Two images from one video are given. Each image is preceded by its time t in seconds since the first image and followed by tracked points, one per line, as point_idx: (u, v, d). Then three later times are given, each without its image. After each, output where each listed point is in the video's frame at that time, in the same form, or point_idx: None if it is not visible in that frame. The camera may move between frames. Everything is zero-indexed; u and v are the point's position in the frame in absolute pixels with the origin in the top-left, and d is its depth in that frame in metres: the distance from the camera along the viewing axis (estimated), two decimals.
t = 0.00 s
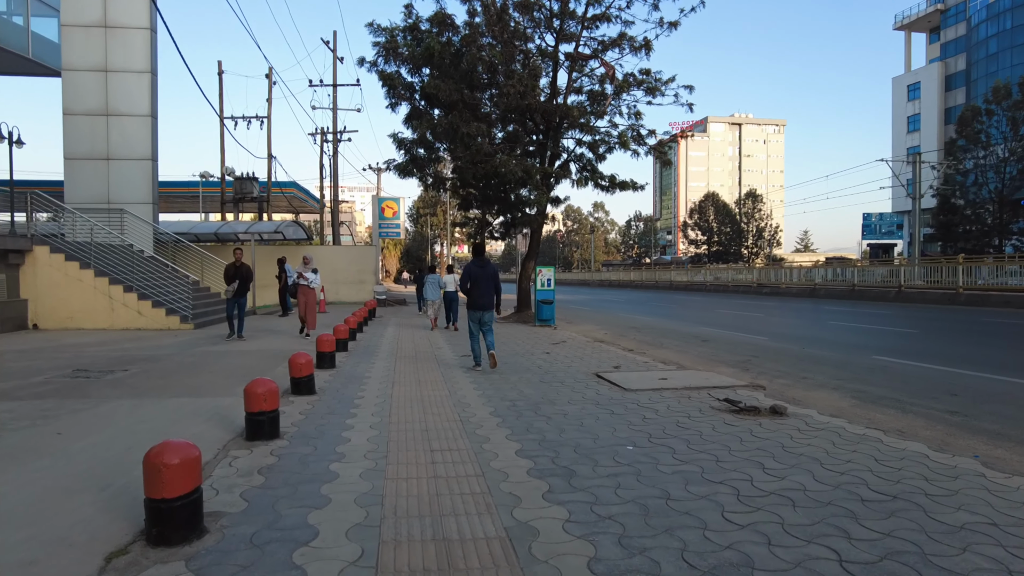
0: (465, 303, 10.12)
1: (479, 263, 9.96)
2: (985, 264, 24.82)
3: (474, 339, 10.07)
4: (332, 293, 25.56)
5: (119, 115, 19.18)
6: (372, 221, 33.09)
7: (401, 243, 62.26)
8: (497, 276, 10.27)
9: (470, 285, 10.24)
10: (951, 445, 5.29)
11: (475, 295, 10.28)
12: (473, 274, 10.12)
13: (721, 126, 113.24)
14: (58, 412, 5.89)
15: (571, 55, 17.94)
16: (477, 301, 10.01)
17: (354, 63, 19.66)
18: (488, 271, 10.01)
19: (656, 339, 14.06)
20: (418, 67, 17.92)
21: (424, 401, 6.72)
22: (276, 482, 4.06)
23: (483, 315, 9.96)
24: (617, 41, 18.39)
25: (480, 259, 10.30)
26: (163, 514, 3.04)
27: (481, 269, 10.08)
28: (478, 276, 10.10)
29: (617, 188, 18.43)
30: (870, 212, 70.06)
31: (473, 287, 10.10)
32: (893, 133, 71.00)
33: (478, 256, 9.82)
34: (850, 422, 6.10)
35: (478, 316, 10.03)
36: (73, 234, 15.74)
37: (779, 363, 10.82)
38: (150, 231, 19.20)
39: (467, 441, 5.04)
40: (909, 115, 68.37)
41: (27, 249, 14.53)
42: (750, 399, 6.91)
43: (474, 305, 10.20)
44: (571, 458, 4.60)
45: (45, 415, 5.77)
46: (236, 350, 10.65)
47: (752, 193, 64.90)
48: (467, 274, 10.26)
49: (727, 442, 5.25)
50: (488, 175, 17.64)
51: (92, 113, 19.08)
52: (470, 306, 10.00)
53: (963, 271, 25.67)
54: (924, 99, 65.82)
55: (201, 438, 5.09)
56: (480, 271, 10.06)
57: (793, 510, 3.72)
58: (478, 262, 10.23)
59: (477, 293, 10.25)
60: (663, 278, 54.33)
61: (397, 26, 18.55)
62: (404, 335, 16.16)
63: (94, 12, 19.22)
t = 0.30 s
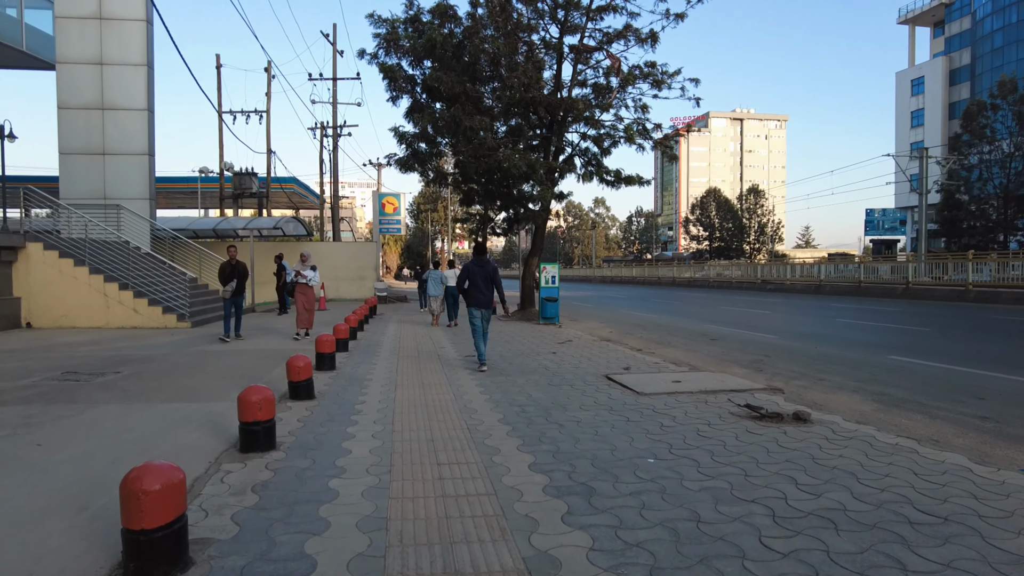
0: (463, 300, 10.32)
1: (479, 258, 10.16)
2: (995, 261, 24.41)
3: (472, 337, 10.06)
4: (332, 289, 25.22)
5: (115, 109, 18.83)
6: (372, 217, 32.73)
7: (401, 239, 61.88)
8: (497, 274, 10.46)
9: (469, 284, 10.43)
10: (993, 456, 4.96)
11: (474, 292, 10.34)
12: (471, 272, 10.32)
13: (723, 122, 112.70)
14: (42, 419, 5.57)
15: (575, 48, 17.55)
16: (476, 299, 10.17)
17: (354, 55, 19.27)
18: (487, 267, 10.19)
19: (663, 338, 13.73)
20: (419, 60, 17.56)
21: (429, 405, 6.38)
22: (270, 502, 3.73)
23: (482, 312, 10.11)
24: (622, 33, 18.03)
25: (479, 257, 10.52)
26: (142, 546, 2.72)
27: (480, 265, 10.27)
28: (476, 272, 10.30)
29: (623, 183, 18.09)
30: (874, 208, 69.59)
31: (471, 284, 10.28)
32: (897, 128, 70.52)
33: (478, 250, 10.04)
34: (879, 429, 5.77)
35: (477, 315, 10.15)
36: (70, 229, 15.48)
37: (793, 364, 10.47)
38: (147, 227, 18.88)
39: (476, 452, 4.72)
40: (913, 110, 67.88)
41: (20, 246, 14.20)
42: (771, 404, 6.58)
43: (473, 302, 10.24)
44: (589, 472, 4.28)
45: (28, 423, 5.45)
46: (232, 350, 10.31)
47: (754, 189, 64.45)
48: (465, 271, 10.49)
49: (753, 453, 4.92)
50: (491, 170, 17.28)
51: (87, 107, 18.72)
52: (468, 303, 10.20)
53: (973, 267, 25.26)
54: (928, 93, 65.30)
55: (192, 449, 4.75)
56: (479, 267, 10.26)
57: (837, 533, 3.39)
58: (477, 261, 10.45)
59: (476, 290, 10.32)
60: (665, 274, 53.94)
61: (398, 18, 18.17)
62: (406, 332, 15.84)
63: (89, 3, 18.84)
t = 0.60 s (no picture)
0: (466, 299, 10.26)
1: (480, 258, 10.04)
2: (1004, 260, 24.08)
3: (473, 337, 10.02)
4: (333, 290, 24.89)
5: (112, 106, 18.50)
6: (373, 217, 32.39)
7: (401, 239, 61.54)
8: (499, 274, 10.40)
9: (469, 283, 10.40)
10: None
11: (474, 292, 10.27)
12: (473, 271, 10.23)
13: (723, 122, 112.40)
14: (25, 426, 5.24)
15: (580, 44, 17.24)
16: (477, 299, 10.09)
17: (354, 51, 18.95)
18: (489, 267, 10.09)
19: (671, 340, 13.40)
20: (422, 56, 17.24)
21: (436, 411, 6.04)
22: (267, 522, 3.41)
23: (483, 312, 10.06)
24: (627, 29, 17.73)
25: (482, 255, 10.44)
26: None
27: (482, 264, 10.17)
28: (478, 272, 10.20)
29: (629, 181, 17.76)
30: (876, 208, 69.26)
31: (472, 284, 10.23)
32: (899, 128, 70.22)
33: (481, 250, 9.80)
34: (914, 437, 5.44)
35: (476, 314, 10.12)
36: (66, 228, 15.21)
37: (809, 366, 10.14)
38: (144, 226, 18.55)
39: (490, 464, 4.39)
40: (915, 109, 67.58)
41: (13, 245, 13.86)
42: (795, 411, 6.25)
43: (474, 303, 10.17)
44: (612, 488, 3.95)
45: (10, 430, 5.12)
46: (230, 352, 9.98)
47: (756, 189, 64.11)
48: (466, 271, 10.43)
49: (785, 465, 4.59)
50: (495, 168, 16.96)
51: (83, 104, 18.39)
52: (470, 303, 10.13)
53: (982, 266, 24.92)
54: (931, 93, 65.01)
55: (184, 460, 4.43)
56: (480, 267, 10.15)
57: (894, 558, 3.06)
58: (479, 259, 10.38)
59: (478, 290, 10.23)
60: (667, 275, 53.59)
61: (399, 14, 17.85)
62: (408, 333, 15.50)
63: None
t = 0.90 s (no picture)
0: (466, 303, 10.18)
1: (482, 261, 10.08)
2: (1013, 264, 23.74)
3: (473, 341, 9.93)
4: (333, 293, 24.58)
5: (109, 107, 18.21)
6: (373, 220, 32.10)
7: (402, 242, 61.33)
8: (498, 277, 10.44)
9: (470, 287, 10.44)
10: None
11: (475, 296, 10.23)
12: (474, 274, 10.27)
13: (725, 124, 112.13)
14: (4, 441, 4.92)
15: (584, 44, 16.98)
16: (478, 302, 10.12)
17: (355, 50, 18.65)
18: (491, 270, 10.16)
19: (679, 345, 13.10)
20: (424, 55, 16.94)
21: (441, 423, 5.74)
22: (257, 554, 3.08)
23: (485, 315, 10.08)
24: (633, 29, 17.45)
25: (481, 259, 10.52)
26: None
27: (483, 267, 10.22)
28: (480, 275, 10.24)
29: (635, 183, 17.45)
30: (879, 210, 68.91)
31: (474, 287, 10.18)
32: (902, 130, 69.89)
33: (482, 252, 9.82)
34: (949, 452, 5.11)
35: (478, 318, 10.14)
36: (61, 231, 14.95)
37: (824, 373, 9.83)
38: (142, 229, 18.25)
39: (500, 484, 4.08)
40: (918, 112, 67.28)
41: (6, 248, 13.56)
42: (819, 423, 5.93)
43: (475, 306, 10.12)
44: (634, 512, 3.63)
45: None
46: (226, 358, 9.67)
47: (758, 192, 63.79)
48: (467, 275, 10.34)
49: (818, 484, 4.27)
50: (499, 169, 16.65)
51: (80, 104, 18.11)
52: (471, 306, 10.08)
53: (991, 269, 24.60)
54: (934, 95, 64.71)
55: (171, 479, 4.11)
56: (482, 270, 10.21)
57: None
58: (479, 263, 10.45)
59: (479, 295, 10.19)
60: (669, 277, 53.29)
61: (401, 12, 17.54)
62: (410, 337, 15.18)
63: None
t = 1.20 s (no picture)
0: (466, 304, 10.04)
1: (480, 264, 9.90)
2: None
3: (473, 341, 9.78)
4: (335, 294, 24.27)
5: (107, 105, 17.91)
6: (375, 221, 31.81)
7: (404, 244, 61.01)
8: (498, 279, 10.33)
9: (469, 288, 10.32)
10: None
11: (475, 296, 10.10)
12: (473, 276, 10.12)
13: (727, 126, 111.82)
14: None
15: (591, 41, 16.66)
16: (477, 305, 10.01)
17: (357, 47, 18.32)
18: (491, 273, 9.98)
19: (690, 347, 12.75)
20: (428, 51, 16.61)
21: (450, 430, 5.39)
22: None
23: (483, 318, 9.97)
24: (640, 25, 17.14)
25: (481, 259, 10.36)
26: None
27: (482, 269, 10.06)
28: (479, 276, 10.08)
29: (643, 182, 17.11)
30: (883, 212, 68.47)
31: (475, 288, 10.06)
32: (906, 131, 69.54)
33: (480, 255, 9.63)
34: (996, 463, 4.75)
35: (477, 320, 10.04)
36: (58, 231, 14.67)
37: (843, 377, 9.47)
38: (140, 229, 17.91)
39: (516, 501, 3.72)
40: (923, 112, 66.93)
41: None
42: (852, 430, 5.57)
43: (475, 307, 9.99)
44: (667, 534, 3.27)
45: None
46: (224, 361, 9.33)
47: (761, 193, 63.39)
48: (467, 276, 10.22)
49: (863, 499, 3.91)
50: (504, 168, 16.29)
51: (78, 102, 17.81)
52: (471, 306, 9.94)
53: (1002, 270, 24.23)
54: (939, 96, 64.32)
55: (157, 495, 3.77)
56: (481, 272, 10.04)
57: None
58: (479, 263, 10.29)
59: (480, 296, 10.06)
60: (672, 279, 52.93)
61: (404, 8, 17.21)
62: (413, 339, 14.84)
63: None
